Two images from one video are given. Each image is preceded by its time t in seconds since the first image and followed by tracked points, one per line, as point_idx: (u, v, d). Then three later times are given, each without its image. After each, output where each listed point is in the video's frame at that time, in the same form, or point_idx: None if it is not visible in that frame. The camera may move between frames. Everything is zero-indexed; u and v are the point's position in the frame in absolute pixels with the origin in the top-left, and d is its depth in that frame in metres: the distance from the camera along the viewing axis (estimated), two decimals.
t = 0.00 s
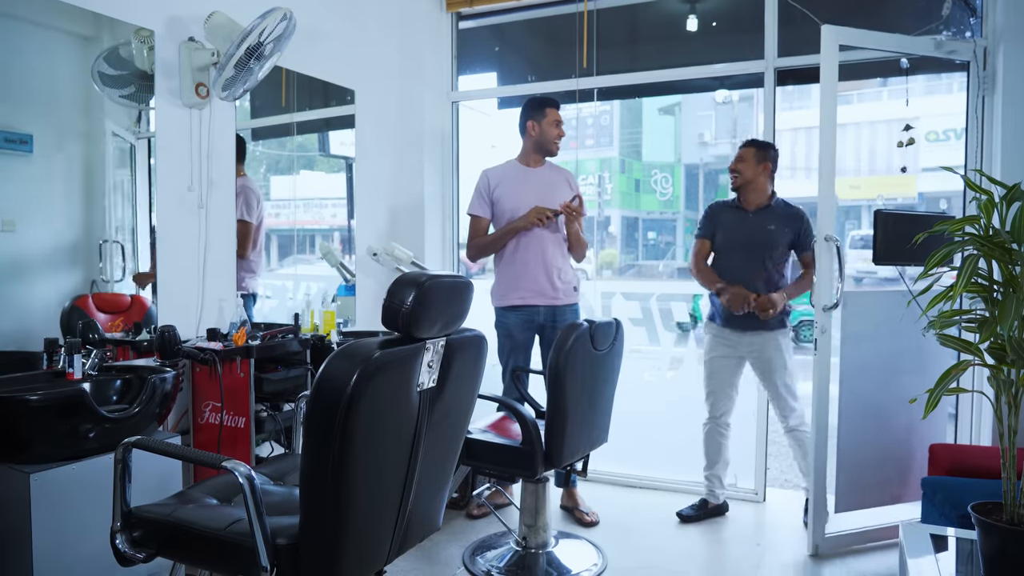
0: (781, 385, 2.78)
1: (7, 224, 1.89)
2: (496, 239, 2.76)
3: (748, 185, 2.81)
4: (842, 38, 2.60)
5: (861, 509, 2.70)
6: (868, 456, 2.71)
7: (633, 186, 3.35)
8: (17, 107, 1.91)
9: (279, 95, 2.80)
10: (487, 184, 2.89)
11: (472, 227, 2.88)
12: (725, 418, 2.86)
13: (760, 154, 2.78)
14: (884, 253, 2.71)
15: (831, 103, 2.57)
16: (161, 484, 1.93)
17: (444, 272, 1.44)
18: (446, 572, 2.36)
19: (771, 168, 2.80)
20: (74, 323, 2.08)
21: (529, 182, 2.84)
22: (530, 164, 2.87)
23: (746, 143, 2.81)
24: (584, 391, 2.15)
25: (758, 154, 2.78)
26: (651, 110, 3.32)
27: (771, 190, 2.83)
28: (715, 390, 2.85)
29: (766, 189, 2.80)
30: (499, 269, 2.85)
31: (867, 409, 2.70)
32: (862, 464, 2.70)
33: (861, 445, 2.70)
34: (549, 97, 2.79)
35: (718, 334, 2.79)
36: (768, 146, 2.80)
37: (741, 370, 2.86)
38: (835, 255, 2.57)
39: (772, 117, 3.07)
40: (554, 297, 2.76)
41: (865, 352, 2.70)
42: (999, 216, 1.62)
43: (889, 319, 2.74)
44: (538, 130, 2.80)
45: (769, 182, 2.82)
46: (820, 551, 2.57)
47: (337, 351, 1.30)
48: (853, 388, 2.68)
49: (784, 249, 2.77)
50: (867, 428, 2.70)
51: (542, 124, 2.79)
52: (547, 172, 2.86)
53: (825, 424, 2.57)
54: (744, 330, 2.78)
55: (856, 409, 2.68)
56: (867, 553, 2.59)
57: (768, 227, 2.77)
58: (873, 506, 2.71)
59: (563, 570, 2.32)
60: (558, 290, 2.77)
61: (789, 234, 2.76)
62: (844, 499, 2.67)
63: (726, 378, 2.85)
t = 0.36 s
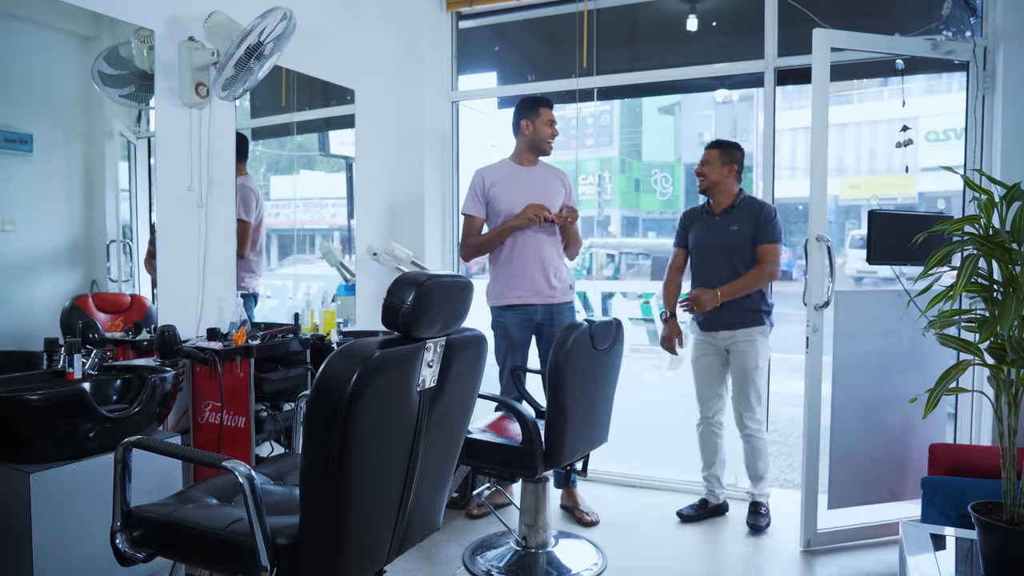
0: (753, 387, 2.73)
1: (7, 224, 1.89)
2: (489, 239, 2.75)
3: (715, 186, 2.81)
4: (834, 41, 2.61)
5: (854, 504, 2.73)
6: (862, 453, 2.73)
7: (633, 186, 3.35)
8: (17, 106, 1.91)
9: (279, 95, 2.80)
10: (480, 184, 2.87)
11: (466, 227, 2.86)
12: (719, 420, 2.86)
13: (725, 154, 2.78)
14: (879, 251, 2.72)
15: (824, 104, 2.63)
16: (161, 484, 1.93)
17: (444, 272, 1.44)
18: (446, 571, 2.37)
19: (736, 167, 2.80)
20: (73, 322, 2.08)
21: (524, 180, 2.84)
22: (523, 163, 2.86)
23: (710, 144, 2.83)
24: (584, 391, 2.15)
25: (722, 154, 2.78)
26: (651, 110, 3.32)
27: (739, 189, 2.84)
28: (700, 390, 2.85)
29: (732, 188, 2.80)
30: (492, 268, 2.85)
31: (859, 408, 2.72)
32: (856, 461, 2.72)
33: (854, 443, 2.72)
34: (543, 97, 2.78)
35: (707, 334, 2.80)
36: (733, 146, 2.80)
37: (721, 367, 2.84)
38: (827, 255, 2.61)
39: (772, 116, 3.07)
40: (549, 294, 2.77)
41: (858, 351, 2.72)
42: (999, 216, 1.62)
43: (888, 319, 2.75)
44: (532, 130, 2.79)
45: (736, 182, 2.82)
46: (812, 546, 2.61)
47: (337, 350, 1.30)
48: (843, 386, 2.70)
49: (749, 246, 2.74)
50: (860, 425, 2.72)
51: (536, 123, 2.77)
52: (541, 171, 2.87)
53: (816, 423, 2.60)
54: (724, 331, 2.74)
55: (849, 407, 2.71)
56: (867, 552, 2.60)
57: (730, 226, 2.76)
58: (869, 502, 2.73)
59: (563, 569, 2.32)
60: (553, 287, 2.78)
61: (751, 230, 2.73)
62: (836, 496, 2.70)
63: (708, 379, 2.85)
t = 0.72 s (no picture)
0: (747, 387, 2.63)
1: (7, 224, 1.90)
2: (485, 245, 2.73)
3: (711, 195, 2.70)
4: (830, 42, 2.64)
5: (851, 502, 2.74)
6: (856, 450, 2.74)
7: (633, 186, 3.34)
8: (16, 106, 1.92)
9: (279, 94, 2.80)
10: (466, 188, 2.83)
11: (453, 236, 2.82)
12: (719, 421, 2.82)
13: (700, 162, 2.67)
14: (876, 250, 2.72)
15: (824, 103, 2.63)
16: (161, 484, 1.93)
17: (444, 272, 1.44)
18: (446, 571, 2.37)
19: (720, 169, 2.69)
20: (74, 322, 2.08)
21: (510, 182, 2.83)
22: (508, 166, 2.86)
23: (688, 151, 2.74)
24: (584, 391, 2.15)
25: (699, 163, 2.67)
26: (651, 110, 3.32)
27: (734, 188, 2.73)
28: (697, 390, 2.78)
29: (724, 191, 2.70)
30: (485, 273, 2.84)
31: (854, 408, 2.73)
32: (850, 459, 2.73)
33: (850, 442, 2.73)
34: (522, 97, 2.78)
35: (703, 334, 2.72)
36: (707, 149, 2.67)
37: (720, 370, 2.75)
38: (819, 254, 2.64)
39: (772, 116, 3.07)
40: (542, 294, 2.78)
41: (852, 351, 2.74)
42: (999, 216, 1.62)
43: (885, 318, 2.76)
44: (513, 132, 2.79)
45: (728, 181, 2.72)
46: (807, 542, 2.63)
47: (337, 350, 1.30)
48: (836, 386, 2.72)
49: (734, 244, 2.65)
50: (854, 424, 2.74)
51: (517, 125, 2.78)
52: (524, 173, 2.87)
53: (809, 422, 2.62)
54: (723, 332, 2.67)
55: (842, 406, 2.73)
56: (867, 551, 2.60)
57: (715, 225, 2.70)
58: (865, 500, 2.74)
59: (563, 569, 2.32)
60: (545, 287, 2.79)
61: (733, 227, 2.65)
62: (830, 493, 2.71)
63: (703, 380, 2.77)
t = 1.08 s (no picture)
0: (758, 403, 2.47)
1: (7, 224, 1.90)
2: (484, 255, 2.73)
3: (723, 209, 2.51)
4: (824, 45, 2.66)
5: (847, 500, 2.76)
6: (851, 449, 2.76)
7: (633, 186, 3.34)
8: (15, 106, 1.92)
9: (279, 94, 2.80)
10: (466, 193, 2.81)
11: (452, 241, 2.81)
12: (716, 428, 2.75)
13: (706, 176, 2.46)
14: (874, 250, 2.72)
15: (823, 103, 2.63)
16: (160, 484, 1.93)
17: (445, 272, 1.44)
18: (446, 570, 2.37)
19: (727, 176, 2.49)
20: (74, 322, 2.08)
21: (508, 186, 2.83)
22: (506, 172, 2.85)
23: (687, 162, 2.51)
24: (584, 391, 2.15)
25: (707, 177, 2.46)
26: (651, 110, 3.32)
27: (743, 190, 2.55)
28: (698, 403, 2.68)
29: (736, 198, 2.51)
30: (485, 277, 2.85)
31: (849, 408, 2.75)
32: (844, 457, 2.76)
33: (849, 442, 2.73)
34: (518, 103, 2.75)
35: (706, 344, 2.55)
36: (711, 160, 2.46)
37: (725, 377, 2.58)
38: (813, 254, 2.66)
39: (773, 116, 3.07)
40: (544, 296, 2.80)
41: (849, 350, 2.76)
42: (999, 215, 1.62)
43: (883, 318, 2.77)
44: (506, 139, 2.77)
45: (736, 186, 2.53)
46: (801, 538, 2.67)
47: (337, 350, 1.31)
48: (830, 386, 2.75)
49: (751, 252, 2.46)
50: (849, 423, 2.76)
51: (510, 133, 2.76)
52: (520, 178, 2.86)
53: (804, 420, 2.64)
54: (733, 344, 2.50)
55: (837, 405, 2.75)
56: (866, 551, 2.60)
57: (726, 233, 2.49)
58: (860, 498, 2.76)
59: (563, 569, 2.32)
60: (546, 288, 2.81)
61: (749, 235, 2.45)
62: (824, 491, 2.75)
63: (707, 391, 2.65)
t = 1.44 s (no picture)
0: (769, 409, 2.41)
1: (8, 223, 1.90)
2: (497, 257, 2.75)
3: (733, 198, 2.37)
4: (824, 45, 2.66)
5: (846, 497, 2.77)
6: (848, 447, 2.78)
7: (634, 185, 3.35)
8: (16, 106, 1.92)
9: (280, 94, 2.80)
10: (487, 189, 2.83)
11: (471, 236, 2.84)
12: (711, 435, 2.60)
13: (727, 157, 2.29)
14: (873, 251, 2.72)
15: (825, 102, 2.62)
16: (161, 483, 1.93)
17: (445, 272, 1.44)
18: (447, 569, 2.37)
19: (745, 161, 2.34)
20: (74, 321, 2.08)
21: (529, 185, 2.83)
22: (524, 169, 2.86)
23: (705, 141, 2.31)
24: (585, 390, 2.14)
25: (728, 159, 2.29)
26: (651, 109, 3.32)
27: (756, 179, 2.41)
28: (695, 410, 2.51)
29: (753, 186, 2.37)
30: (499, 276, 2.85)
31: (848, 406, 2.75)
32: (842, 455, 2.78)
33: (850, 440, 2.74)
34: (543, 103, 2.77)
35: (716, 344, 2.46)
36: (734, 141, 2.29)
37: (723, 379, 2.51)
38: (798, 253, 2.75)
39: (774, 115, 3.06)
40: (552, 298, 2.79)
41: (849, 349, 2.77)
42: (1001, 215, 1.62)
43: (882, 317, 2.78)
44: (528, 136, 2.79)
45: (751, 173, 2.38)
46: (797, 534, 2.72)
47: (337, 350, 1.31)
48: (827, 387, 2.75)
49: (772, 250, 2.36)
50: (848, 421, 2.77)
51: (531, 131, 2.77)
52: (542, 179, 2.85)
53: (799, 418, 2.70)
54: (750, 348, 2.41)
55: (836, 404, 2.76)
56: (867, 550, 2.60)
57: (746, 230, 2.36)
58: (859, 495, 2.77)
59: (564, 568, 2.32)
60: (555, 290, 2.79)
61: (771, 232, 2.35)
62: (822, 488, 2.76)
63: (705, 398, 2.51)
